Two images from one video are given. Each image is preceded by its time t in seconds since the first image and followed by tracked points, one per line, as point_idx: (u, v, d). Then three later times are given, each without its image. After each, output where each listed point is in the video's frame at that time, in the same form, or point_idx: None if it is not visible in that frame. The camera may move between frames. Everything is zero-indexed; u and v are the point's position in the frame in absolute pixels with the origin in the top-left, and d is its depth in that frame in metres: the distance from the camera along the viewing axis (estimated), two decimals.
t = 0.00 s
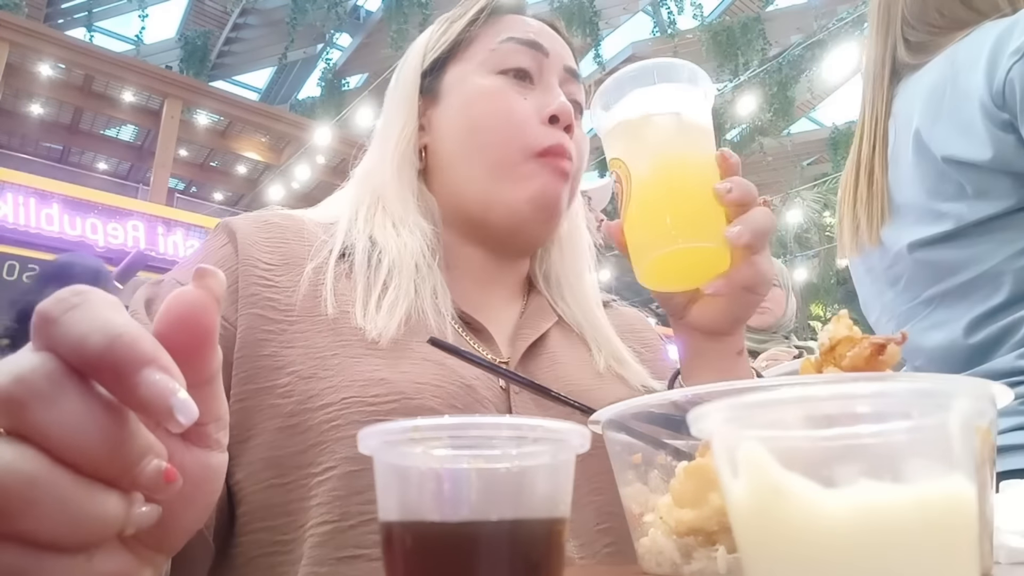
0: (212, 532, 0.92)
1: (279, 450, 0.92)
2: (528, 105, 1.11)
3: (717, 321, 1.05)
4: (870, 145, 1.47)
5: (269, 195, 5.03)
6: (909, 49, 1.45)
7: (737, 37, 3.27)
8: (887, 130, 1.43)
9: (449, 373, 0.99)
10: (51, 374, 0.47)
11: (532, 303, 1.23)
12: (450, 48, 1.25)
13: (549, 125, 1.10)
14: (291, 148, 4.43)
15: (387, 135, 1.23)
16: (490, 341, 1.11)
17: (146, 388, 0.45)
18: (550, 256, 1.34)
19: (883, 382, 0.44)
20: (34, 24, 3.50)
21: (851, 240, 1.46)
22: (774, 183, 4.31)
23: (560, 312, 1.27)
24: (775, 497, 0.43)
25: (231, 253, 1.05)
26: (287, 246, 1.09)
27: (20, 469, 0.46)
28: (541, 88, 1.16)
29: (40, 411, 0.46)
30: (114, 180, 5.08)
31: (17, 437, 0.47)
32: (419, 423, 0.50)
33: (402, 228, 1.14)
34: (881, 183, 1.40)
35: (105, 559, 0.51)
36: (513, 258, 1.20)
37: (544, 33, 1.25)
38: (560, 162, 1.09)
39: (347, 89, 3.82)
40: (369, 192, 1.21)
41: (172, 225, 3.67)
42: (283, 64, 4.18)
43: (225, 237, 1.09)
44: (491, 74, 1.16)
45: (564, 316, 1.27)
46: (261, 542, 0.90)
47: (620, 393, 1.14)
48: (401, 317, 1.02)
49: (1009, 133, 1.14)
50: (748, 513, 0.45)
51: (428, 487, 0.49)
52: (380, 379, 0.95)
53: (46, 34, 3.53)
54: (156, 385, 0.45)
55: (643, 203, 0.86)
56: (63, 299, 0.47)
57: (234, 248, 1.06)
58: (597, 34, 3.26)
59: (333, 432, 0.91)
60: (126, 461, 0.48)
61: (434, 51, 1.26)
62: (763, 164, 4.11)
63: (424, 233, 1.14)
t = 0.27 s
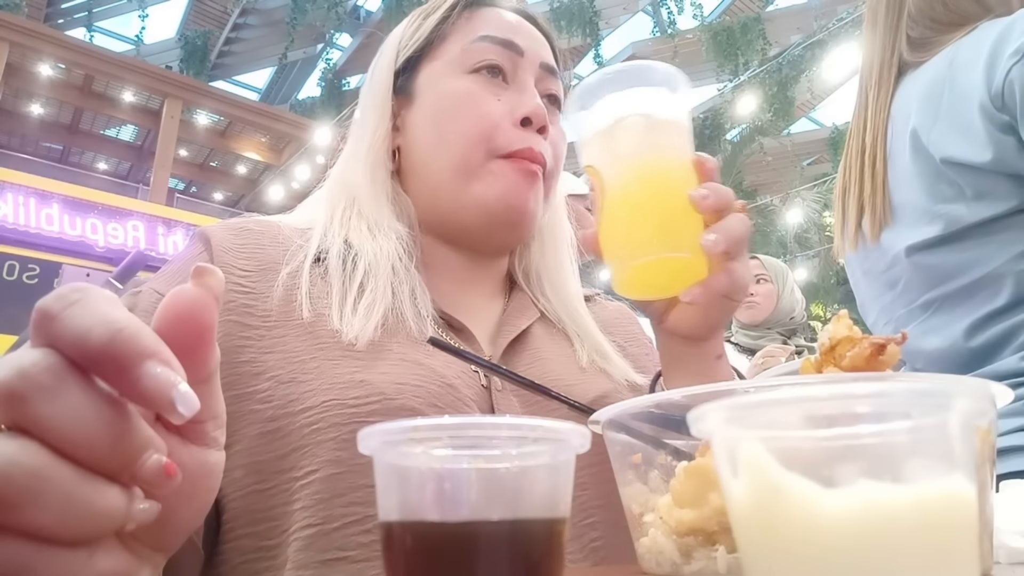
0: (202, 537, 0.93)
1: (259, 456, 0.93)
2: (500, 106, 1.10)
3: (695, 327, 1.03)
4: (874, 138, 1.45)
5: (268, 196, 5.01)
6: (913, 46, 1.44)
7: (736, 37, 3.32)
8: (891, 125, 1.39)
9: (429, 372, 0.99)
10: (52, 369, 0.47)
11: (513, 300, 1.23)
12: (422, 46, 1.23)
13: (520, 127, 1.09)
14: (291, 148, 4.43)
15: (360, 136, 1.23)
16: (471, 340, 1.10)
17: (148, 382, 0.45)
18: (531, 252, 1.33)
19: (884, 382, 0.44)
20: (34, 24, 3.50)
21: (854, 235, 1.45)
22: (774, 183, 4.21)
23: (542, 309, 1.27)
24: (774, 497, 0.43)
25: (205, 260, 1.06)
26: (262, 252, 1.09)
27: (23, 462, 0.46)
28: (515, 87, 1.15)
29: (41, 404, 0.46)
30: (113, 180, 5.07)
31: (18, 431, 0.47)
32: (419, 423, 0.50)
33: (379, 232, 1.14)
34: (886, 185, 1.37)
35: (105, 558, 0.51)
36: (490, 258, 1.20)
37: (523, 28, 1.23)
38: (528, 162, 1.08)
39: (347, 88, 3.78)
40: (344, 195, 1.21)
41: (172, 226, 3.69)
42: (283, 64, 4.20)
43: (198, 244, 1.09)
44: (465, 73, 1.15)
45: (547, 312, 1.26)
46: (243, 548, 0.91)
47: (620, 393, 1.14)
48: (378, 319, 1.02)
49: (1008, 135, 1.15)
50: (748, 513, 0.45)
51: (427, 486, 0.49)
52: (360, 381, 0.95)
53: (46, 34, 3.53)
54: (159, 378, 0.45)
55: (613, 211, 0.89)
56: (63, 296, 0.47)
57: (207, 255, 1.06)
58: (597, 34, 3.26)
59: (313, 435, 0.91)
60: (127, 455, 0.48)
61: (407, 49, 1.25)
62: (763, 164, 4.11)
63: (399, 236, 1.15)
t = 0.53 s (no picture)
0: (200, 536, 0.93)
1: (256, 455, 0.93)
2: (496, 110, 1.10)
3: (659, 322, 1.03)
4: (874, 142, 1.44)
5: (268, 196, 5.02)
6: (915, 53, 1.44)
7: (736, 37, 3.32)
8: (890, 128, 1.39)
9: (425, 371, 0.99)
10: (55, 369, 0.47)
11: (512, 300, 1.23)
12: (421, 45, 1.23)
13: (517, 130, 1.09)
14: (291, 148, 4.43)
15: (358, 135, 1.23)
16: (469, 339, 1.10)
17: (149, 382, 0.45)
18: (527, 256, 1.32)
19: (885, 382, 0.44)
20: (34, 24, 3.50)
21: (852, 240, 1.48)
22: (774, 183, 4.25)
23: (541, 311, 1.26)
24: (775, 497, 0.43)
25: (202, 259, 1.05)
26: (258, 251, 1.09)
27: (24, 461, 0.46)
28: (514, 89, 1.15)
29: (43, 404, 0.46)
30: (113, 180, 5.08)
31: (19, 431, 0.47)
32: (419, 423, 0.50)
33: (375, 233, 1.14)
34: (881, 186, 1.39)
35: (105, 558, 0.51)
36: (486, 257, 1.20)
37: (525, 27, 1.22)
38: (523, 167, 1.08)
39: (347, 89, 3.81)
40: (341, 193, 1.21)
41: (172, 226, 3.71)
42: (283, 64, 4.21)
43: (196, 243, 1.08)
44: (461, 76, 1.15)
45: (546, 314, 1.26)
46: (241, 548, 0.91)
47: (619, 394, 1.14)
48: (375, 319, 1.02)
49: (1003, 126, 1.15)
50: (748, 513, 0.45)
51: (427, 487, 0.49)
52: (358, 380, 0.95)
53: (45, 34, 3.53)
54: (160, 379, 0.45)
55: (565, 217, 0.86)
56: (65, 296, 0.47)
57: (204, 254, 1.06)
58: (597, 34, 3.27)
59: (311, 435, 0.91)
60: (127, 456, 0.48)
61: (407, 47, 1.24)
62: (763, 164, 4.12)
63: (396, 237, 1.15)
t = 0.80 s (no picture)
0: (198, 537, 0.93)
1: (255, 455, 0.93)
2: (500, 112, 1.10)
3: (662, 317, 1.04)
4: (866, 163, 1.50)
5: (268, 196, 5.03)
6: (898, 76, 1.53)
7: (736, 37, 3.31)
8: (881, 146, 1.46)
9: (424, 370, 0.99)
10: (55, 369, 0.47)
11: (512, 300, 1.23)
12: (425, 44, 1.22)
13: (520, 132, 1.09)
14: (291, 148, 4.43)
15: (360, 134, 1.23)
16: (469, 337, 1.10)
17: (149, 383, 0.45)
18: (527, 256, 1.32)
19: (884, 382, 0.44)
20: (34, 24, 3.50)
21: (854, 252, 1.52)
22: (773, 183, 4.27)
23: (541, 309, 1.26)
24: (775, 498, 0.43)
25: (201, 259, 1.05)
26: (257, 251, 1.09)
27: (24, 462, 0.46)
28: (516, 90, 1.15)
29: (43, 405, 0.46)
30: (113, 180, 5.08)
31: (19, 432, 0.47)
32: (419, 423, 0.50)
33: (376, 232, 1.14)
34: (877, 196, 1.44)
35: (105, 557, 0.51)
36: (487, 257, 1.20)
37: (528, 26, 1.22)
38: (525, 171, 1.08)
39: (347, 89, 3.82)
40: (342, 192, 1.21)
41: (172, 226, 3.70)
42: (283, 64, 4.21)
43: (195, 242, 1.08)
44: (464, 76, 1.15)
45: (546, 313, 1.26)
46: (240, 548, 0.91)
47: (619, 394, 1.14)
48: (373, 318, 1.02)
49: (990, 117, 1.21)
50: (748, 513, 0.45)
51: (427, 487, 0.49)
52: (356, 379, 0.95)
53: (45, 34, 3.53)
54: (160, 379, 0.45)
55: (570, 209, 0.86)
56: (65, 296, 0.47)
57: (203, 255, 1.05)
58: (597, 34, 3.27)
59: (310, 433, 0.91)
60: (127, 456, 0.48)
61: (411, 45, 1.24)
62: (762, 164, 4.12)
63: (396, 237, 1.15)
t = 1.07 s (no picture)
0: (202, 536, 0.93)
1: (259, 452, 0.93)
2: (508, 96, 1.10)
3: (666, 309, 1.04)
4: (861, 183, 1.52)
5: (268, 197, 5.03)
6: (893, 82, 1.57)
7: (736, 37, 3.32)
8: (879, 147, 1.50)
9: (428, 366, 0.99)
10: (56, 370, 0.47)
11: (516, 298, 1.23)
12: (432, 39, 1.23)
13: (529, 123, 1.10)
14: (291, 148, 4.43)
15: (367, 129, 1.23)
16: (472, 335, 1.11)
17: (151, 385, 0.45)
18: (533, 254, 1.32)
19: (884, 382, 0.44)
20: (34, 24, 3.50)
21: (852, 260, 1.54)
22: (773, 183, 4.27)
23: (545, 308, 1.26)
24: (776, 498, 0.43)
25: (205, 259, 1.04)
26: (262, 249, 1.09)
27: (24, 463, 0.46)
28: (523, 77, 1.15)
29: (45, 406, 0.46)
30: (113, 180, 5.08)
31: (20, 433, 0.47)
32: (419, 423, 0.50)
33: (380, 228, 1.14)
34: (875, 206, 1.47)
35: (106, 558, 0.51)
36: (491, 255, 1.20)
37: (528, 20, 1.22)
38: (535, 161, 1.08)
39: (347, 89, 3.82)
40: (348, 189, 1.22)
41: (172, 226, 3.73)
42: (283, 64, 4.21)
43: (199, 241, 1.08)
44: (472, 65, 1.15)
45: (550, 311, 1.26)
46: (245, 546, 0.91)
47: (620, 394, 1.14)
48: (375, 315, 1.02)
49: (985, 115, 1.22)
50: (748, 513, 0.45)
51: (429, 487, 0.49)
52: (360, 376, 0.95)
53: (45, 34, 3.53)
54: (161, 381, 0.45)
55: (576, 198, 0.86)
56: (68, 298, 0.47)
57: (208, 254, 1.05)
58: (597, 34, 3.27)
59: (314, 431, 0.91)
60: (128, 458, 0.48)
61: (417, 41, 1.24)
62: (762, 164, 4.12)
63: (402, 232, 1.15)
